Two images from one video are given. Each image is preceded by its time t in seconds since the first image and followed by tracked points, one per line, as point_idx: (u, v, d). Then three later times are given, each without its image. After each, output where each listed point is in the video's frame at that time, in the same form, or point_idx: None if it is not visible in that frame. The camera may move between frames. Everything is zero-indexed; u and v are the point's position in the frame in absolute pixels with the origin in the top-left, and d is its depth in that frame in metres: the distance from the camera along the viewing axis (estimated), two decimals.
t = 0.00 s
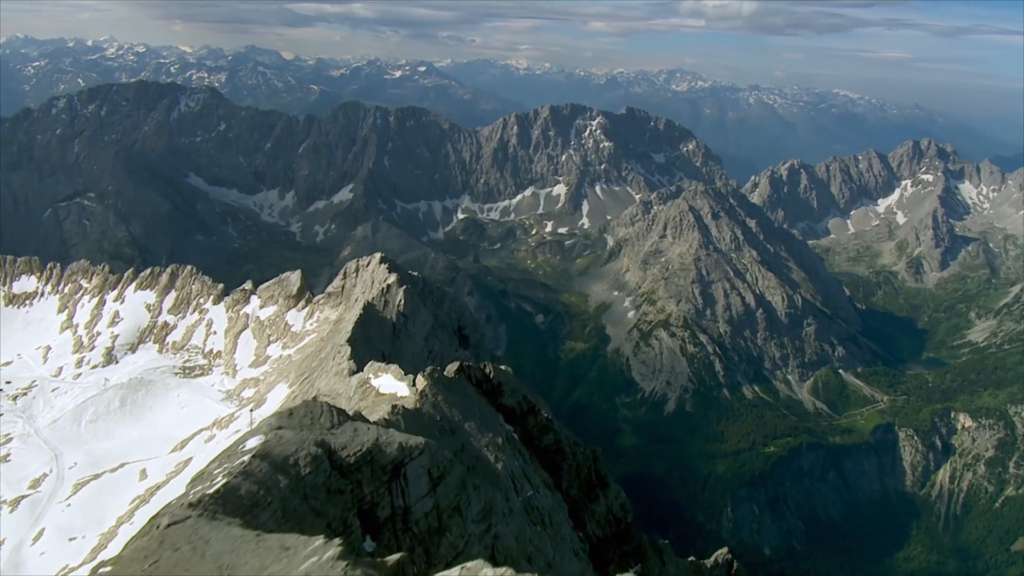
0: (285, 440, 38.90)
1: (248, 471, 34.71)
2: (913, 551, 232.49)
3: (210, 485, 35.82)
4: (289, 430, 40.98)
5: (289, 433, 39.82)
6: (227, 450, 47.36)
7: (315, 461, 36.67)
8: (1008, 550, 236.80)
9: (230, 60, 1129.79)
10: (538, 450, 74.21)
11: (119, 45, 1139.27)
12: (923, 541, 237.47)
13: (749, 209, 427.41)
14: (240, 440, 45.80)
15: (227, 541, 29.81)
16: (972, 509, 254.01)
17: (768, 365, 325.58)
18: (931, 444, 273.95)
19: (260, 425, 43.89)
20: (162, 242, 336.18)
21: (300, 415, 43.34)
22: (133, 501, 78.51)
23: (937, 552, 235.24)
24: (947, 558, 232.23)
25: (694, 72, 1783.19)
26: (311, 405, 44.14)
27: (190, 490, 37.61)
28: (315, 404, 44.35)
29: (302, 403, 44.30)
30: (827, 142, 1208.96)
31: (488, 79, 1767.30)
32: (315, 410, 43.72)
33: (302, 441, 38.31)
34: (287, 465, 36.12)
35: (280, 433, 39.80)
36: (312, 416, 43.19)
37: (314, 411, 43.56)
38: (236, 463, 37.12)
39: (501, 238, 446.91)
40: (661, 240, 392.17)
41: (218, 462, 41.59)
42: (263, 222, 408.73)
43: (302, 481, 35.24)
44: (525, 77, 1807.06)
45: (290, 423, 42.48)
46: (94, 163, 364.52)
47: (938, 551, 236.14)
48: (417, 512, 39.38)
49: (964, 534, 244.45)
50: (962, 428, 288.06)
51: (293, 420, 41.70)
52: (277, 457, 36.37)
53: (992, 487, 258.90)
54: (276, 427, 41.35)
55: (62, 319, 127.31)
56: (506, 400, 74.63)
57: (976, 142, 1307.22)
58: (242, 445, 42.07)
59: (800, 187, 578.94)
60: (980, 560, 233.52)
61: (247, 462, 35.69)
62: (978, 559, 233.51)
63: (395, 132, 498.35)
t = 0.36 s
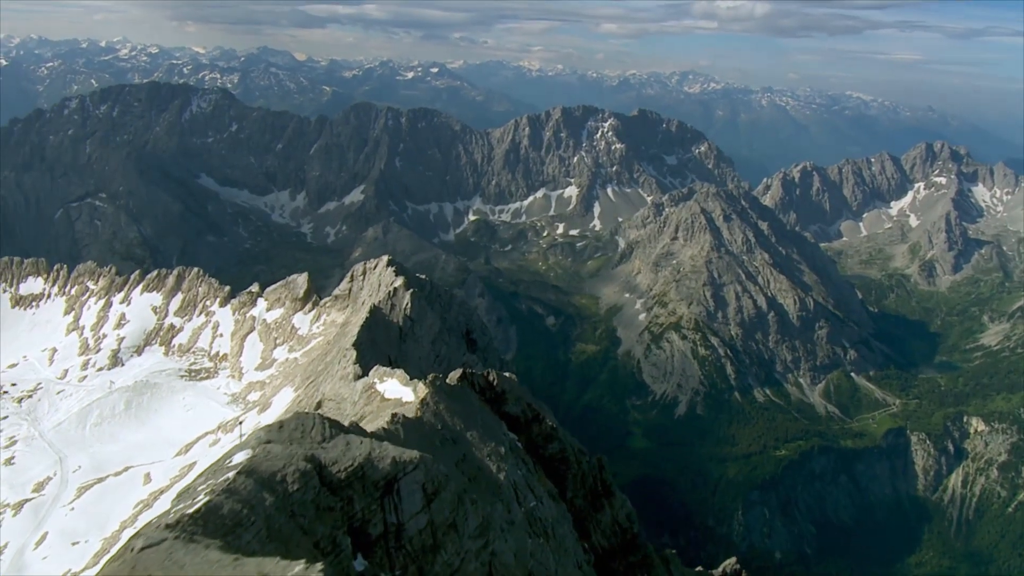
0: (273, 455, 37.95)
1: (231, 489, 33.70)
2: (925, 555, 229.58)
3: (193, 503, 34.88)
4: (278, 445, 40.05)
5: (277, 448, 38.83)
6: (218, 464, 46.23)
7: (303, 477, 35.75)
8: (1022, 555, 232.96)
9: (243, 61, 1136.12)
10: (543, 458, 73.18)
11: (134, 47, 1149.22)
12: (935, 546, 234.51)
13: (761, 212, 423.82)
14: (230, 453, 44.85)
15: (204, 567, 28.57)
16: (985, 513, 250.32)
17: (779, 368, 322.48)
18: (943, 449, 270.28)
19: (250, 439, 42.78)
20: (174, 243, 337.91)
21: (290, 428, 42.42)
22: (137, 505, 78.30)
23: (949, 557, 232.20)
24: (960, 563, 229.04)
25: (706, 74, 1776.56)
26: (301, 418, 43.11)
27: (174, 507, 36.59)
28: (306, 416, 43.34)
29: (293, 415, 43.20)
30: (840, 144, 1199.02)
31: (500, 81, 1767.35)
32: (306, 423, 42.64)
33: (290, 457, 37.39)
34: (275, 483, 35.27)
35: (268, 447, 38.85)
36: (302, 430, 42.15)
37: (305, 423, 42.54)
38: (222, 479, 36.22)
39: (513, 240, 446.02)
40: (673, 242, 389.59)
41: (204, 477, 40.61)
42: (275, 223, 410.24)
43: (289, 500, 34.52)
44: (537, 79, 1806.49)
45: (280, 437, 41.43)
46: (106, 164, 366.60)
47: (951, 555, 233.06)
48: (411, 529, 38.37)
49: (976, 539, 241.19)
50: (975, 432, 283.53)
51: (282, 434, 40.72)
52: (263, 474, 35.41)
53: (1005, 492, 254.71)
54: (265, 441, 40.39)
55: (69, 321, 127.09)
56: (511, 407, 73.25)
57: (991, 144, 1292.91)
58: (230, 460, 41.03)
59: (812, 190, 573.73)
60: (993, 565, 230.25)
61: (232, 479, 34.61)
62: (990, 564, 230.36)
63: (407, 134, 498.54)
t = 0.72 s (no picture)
0: (260, 471, 37.65)
1: (214, 508, 33.31)
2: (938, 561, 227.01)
3: (178, 520, 34.53)
4: (266, 459, 39.73)
5: (265, 463, 38.52)
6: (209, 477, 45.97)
7: (289, 495, 35.43)
8: None
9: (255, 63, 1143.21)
10: (548, 469, 72.10)
11: (148, 48, 1158.43)
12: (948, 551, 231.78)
13: (773, 214, 420.12)
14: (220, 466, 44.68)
15: None
16: (998, 518, 246.65)
17: (791, 371, 319.44)
18: (955, 453, 266.82)
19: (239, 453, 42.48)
20: (185, 244, 339.55)
21: (280, 441, 42.13)
22: (140, 510, 78.15)
23: (962, 563, 229.52)
24: (973, 569, 226.33)
25: (719, 76, 1768.44)
26: (291, 430, 42.67)
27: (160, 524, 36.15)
28: (297, 428, 42.97)
29: (283, 428, 42.85)
30: (853, 147, 1188.74)
31: (512, 82, 1766.63)
32: (296, 436, 42.27)
33: (278, 473, 37.03)
34: (262, 499, 34.90)
35: (255, 462, 38.57)
36: (292, 442, 41.82)
37: (295, 436, 42.19)
38: (208, 496, 35.80)
39: (524, 242, 444.85)
40: (685, 245, 386.94)
41: (192, 491, 40.16)
42: (286, 224, 411.59)
43: (275, 518, 34.19)
44: (550, 81, 1804.67)
45: (268, 451, 41.21)
46: (117, 164, 368.23)
47: (964, 561, 230.35)
48: (404, 547, 37.76)
49: (989, 544, 238.05)
50: (988, 436, 278.98)
51: (271, 448, 40.42)
52: (249, 491, 35.08)
53: (1019, 497, 250.15)
54: (253, 457, 40.11)
55: (75, 323, 127.05)
56: (514, 416, 72.43)
57: (1007, 147, 1276.37)
58: (216, 476, 40.68)
59: (824, 192, 568.38)
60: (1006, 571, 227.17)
61: (216, 497, 34.26)
62: (1003, 571, 227.89)
63: (418, 135, 498.70)
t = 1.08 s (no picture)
0: (247, 487, 36.75)
1: (195, 528, 32.39)
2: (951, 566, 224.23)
3: (161, 539, 33.70)
4: (253, 475, 38.89)
5: (251, 480, 37.69)
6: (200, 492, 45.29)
7: (275, 513, 34.49)
8: None
9: (269, 64, 1150.27)
10: (553, 478, 70.88)
11: (162, 49, 1168.40)
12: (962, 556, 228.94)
13: (786, 216, 416.19)
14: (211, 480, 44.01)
15: None
16: (1013, 524, 242.89)
17: (804, 375, 315.82)
18: (969, 458, 263.93)
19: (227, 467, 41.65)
20: (197, 245, 340.99)
21: (269, 455, 41.24)
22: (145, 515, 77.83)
23: (976, 568, 226.62)
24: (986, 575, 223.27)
25: (732, 78, 1760.38)
26: (281, 445, 41.86)
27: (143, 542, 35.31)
28: (287, 442, 42.17)
29: (273, 442, 42.06)
30: (867, 149, 1179.15)
31: (525, 84, 1766.66)
32: (286, 450, 41.46)
33: (265, 490, 36.13)
34: (247, 518, 34.07)
35: (242, 479, 37.71)
36: (282, 456, 41.01)
37: (286, 450, 41.37)
38: (192, 514, 34.95)
39: (536, 244, 443.52)
40: (697, 247, 383.66)
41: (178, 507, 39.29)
42: (298, 225, 412.63)
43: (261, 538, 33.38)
44: (563, 82, 1803.52)
45: (257, 467, 39.64)
46: (130, 165, 370.26)
47: (977, 567, 227.30)
48: (396, 566, 36.95)
49: (1003, 550, 234.62)
50: (1002, 441, 275.98)
51: (259, 463, 39.56)
52: (233, 509, 34.04)
53: None
54: (240, 472, 39.30)
55: (82, 325, 127.01)
56: (519, 424, 71.00)
57: None
58: (202, 491, 39.83)
59: (838, 195, 562.49)
60: None
61: (198, 516, 33.32)
62: None
63: (431, 136, 498.78)
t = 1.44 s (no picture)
0: (232, 505, 35.69)
1: (174, 550, 31.21)
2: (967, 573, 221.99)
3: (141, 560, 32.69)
4: (240, 492, 38.24)
5: (237, 498, 36.64)
6: (193, 507, 44.57)
7: (261, 532, 33.24)
8: None
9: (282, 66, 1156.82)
10: (558, 488, 69.27)
11: (177, 50, 1177.17)
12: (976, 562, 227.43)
13: (799, 219, 411.99)
14: (202, 495, 43.41)
15: None
16: None
17: (816, 378, 311.41)
18: (982, 462, 261.25)
19: (214, 483, 40.81)
20: (209, 246, 341.89)
21: (257, 470, 40.66)
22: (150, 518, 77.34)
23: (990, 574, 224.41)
24: None
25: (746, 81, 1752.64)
26: (271, 459, 41.16)
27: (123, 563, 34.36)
28: (278, 457, 41.26)
29: (262, 457, 41.31)
30: (881, 153, 1169.52)
31: (537, 86, 1767.36)
32: (277, 465, 40.66)
33: (251, 508, 34.91)
34: (231, 537, 32.89)
35: (228, 497, 36.70)
36: (271, 471, 40.42)
37: (275, 466, 40.54)
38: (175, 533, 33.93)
39: (549, 246, 441.80)
40: (710, 250, 380.16)
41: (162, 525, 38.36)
42: (310, 227, 413.61)
43: (246, 559, 32.20)
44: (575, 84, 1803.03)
45: (244, 483, 39.33)
46: (143, 166, 372.03)
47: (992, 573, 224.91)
48: None
49: (1017, 556, 231.33)
50: (1016, 445, 273.16)
51: (247, 480, 39.10)
52: (217, 529, 32.85)
53: None
54: (226, 488, 38.49)
55: (89, 327, 126.76)
56: (523, 433, 69.54)
57: None
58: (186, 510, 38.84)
59: (851, 198, 556.45)
60: None
61: (178, 537, 32.22)
62: None
63: (443, 139, 498.59)
